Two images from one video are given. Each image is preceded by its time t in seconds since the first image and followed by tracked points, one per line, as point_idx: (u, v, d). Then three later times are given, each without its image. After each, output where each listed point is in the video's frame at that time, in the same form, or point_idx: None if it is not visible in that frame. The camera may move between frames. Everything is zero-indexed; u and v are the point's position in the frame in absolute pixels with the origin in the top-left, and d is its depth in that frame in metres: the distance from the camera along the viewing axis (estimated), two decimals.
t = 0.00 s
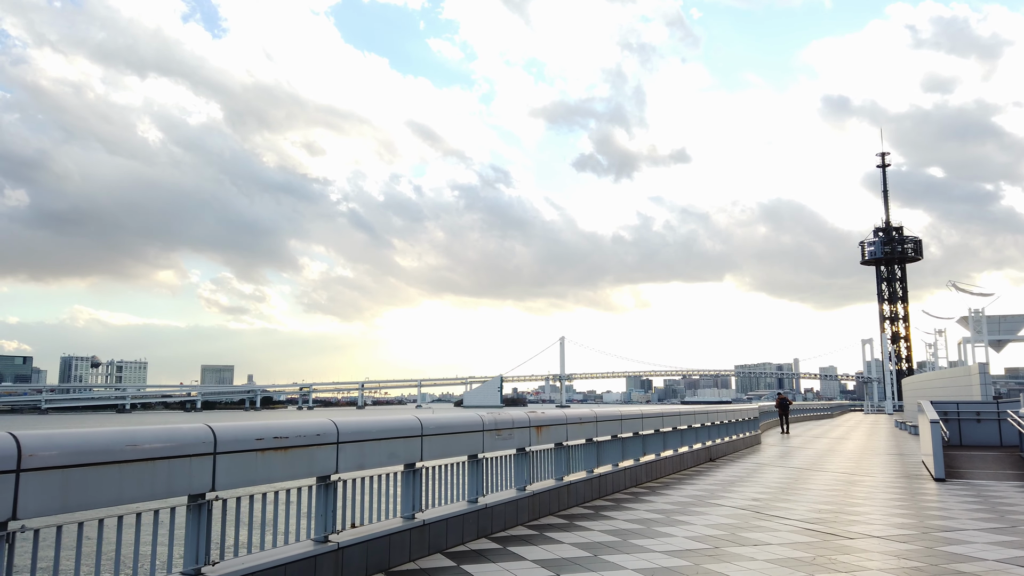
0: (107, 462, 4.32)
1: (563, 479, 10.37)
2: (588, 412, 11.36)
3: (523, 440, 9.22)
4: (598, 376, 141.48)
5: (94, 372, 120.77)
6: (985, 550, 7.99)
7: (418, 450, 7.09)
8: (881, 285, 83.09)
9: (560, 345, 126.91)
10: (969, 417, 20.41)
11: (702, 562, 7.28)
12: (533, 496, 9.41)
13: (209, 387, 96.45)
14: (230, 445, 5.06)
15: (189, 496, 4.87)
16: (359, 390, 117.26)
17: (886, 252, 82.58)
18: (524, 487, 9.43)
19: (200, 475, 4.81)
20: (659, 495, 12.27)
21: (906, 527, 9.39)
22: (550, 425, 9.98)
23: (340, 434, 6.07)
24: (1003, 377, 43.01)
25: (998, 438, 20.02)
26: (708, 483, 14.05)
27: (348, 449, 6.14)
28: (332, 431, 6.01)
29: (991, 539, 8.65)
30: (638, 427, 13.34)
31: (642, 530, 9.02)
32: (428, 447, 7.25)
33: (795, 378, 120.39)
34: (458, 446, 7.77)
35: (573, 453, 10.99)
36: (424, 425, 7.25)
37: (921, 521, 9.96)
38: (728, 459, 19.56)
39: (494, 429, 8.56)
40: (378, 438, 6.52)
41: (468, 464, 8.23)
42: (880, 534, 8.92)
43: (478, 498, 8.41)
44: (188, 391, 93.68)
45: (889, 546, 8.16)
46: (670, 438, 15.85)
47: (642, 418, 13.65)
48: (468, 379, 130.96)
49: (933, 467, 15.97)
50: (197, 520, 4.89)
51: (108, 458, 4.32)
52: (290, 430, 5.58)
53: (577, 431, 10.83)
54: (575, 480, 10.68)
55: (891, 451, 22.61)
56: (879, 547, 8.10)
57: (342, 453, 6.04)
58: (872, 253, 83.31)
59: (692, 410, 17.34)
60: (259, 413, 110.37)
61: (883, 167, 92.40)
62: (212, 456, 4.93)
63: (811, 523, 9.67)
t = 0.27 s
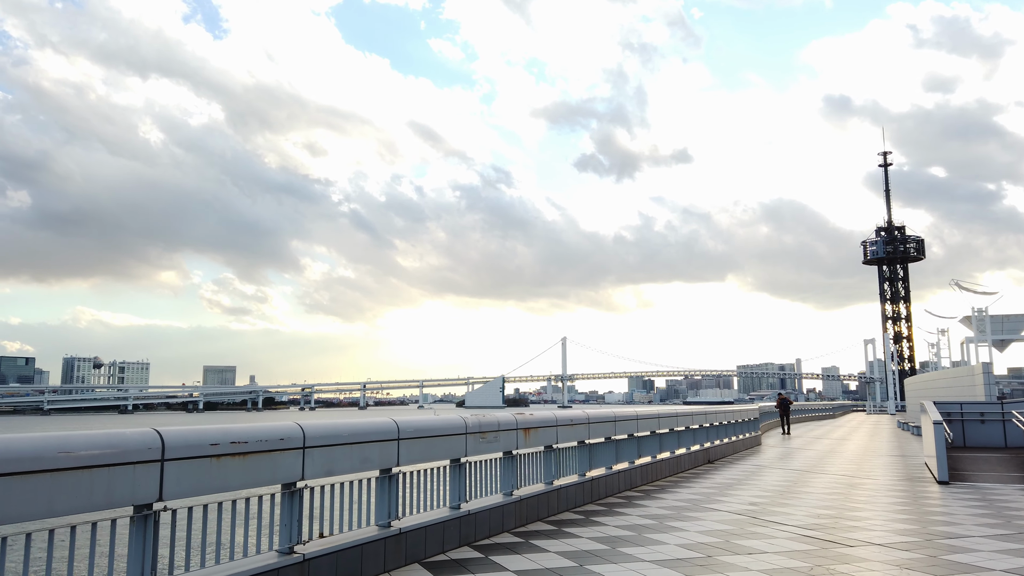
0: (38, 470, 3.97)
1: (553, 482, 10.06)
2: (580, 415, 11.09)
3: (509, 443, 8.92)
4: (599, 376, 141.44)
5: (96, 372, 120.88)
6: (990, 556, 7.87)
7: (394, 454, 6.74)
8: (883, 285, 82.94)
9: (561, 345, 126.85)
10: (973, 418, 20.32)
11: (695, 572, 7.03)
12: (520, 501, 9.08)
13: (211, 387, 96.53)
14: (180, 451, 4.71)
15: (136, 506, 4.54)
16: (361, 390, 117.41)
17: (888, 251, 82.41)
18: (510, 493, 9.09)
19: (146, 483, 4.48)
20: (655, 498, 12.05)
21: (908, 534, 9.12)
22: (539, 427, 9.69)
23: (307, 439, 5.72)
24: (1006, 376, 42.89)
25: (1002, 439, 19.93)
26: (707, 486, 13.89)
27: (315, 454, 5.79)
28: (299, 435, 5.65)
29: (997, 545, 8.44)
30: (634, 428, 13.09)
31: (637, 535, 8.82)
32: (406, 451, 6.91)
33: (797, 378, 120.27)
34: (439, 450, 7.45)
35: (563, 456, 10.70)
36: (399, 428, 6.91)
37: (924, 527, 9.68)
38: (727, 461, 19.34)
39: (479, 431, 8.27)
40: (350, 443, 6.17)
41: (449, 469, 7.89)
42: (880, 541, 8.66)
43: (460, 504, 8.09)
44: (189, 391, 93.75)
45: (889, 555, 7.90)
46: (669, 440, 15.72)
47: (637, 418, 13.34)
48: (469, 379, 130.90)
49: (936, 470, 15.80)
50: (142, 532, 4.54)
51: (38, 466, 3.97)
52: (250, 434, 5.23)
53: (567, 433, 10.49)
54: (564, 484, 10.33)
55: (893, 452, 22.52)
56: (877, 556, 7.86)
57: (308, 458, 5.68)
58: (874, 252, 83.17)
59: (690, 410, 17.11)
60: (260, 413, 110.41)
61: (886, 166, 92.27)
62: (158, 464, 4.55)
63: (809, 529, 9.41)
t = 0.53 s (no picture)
0: None
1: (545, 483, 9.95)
2: (575, 413, 10.99)
3: (499, 442, 8.78)
4: (604, 377, 141.34)
5: (103, 373, 121.40)
6: (994, 559, 7.83)
7: (372, 454, 6.56)
8: (890, 284, 82.64)
9: (566, 346, 126.86)
10: (981, 418, 20.22)
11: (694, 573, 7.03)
12: (510, 502, 9.02)
13: (217, 388, 96.83)
14: (131, 449, 4.49)
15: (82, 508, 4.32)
16: (366, 390, 117.61)
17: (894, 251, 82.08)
18: (500, 494, 9.02)
19: (93, 484, 4.26)
20: (654, 499, 11.99)
21: (914, 537, 9.08)
22: (531, 426, 9.57)
23: (275, 438, 5.50)
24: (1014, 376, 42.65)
25: (1012, 439, 19.82)
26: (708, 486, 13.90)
27: (284, 453, 5.58)
28: (265, 433, 5.42)
29: (1003, 549, 8.39)
30: (631, 427, 12.97)
31: (632, 537, 8.76)
32: (385, 451, 6.73)
33: (803, 378, 119.96)
34: (421, 449, 7.27)
35: (556, 456, 10.60)
36: (380, 427, 6.74)
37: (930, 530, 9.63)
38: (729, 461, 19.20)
39: (465, 430, 8.12)
40: (322, 441, 5.95)
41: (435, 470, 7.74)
42: (885, 545, 8.61)
43: (446, 505, 7.93)
44: (195, 392, 94.07)
45: (895, 559, 7.85)
46: (669, 439, 15.66)
47: (635, 417, 13.23)
48: (474, 379, 130.91)
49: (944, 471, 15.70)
50: (86, 533, 4.36)
51: None
52: (211, 432, 5.01)
53: (561, 432, 10.39)
54: (557, 486, 10.27)
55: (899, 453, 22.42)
56: (884, 560, 7.79)
57: (275, 458, 5.48)
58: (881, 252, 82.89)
59: (691, 409, 16.99)
60: (266, 414, 110.71)
61: (892, 165, 92.04)
62: (105, 463, 4.34)
63: (812, 532, 9.36)
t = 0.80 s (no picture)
0: None
1: (535, 488, 9.81)
2: (566, 416, 10.78)
3: (483, 446, 8.51)
4: (607, 377, 141.34)
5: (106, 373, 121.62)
6: (997, 568, 7.80)
7: (341, 461, 6.19)
8: (893, 284, 82.50)
9: (569, 346, 126.87)
10: (986, 419, 20.17)
11: None
12: (495, 508, 8.80)
13: (220, 388, 96.97)
14: (59, 458, 4.16)
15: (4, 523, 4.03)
16: (369, 390, 117.73)
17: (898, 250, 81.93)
18: (483, 500, 8.74)
19: (12, 495, 3.94)
20: (653, 503, 11.99)
21: (919, 546, 8.99)
22: (517, 429, 9.28)
23: (228, 443, 5.14)
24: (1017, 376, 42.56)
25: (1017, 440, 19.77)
26: (708, 490, 13.90)
27: (239, 460, 5.22)
28: (219, 439, 5.09)
29: (1005, 556, 8.37)
30: (626, 430, 12.82)
31: (630, 544, 8.71)
32: (355, 457, 6.36)
33: (806, 378, 119.83)
34: (400, 455, 6.93)
35: (544, 460, 10.37)
36: (350, 432, 6.37)
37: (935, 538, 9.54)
38: (729, 464, 19.07)
39: (448, 434, 7.79)
40: (284, 447, 5.60)
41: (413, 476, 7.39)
42: (889, 554, 8.54)
43: (424, 513, 7.57)
44: (198, 392, 94.20)
45: (895, 568, 7.84)
46: (666, 442, 15.50)
47: (630, 420, 13.05)
48: (476, 380, 130.91)
49: (950, 475, 15.62)
50: (9, 550, 4.08)
51: None
52: (155, 438, 4.68)
53: (549, 435, 10.10)
54: (546, 492, 10.11)
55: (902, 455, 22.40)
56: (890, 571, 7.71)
57: (228, 465, 5.12)
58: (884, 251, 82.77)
59: (690, 411, 16.83)
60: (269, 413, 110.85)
61: (896, 164, 91.86)
62: (29, 472, 4.02)
63: (815, 541, 9.27)
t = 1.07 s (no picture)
0: None
1: (520, 490, 9.25)
2: (555, 415, 10.18)
3: (464, 447, 8.04)
4: (608, 376, 141.37)
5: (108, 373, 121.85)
6: (1002, 563, 7.76)
7: (304, 465, 5.82)
8: (895, 283, 82.43)
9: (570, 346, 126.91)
10: (989, 419, 20.14)
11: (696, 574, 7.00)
12: (478, 512, 8.27)
13: (221, 388, 97.14)
14: None
15: None
16: (370, 390, 117.88)
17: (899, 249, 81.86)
18: (464, 504, 8.24)
19: None
20: (655, 501, 11.95)
21: (921, 540, 8.99)
22: (502, 430, 8.80)
23: (177, 444, 4.80)
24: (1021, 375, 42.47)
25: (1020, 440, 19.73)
26: (710, 489, 13.87)
27: (189, 463, 4.88)
28: (167, 441, 4.75)
29: (1010, 553, 8.33)
30: (619, 430, 12.17)
31: (633, 539, 8.68)
32: (322, 459, 6.00)
33: (807, 378, 119.75)
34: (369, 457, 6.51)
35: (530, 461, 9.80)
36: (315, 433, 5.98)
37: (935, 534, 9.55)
38: (726, 464, 18.97)
39: (424, 434, 7.34)
40: (240, 450, 5.24)
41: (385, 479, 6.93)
42: (891, 548, 8.51)
43: (400, 517, 7.15)
44: (199, 392, 94.37)
45: (899, 561, 7.82)
46: (662, 441, 14.89)
47: (624, 419, 12.40)
48: (477, 379, 130.95)
49: (953, 475, 15.60)
50: None
51: None
52: (91, 440, 4.35)
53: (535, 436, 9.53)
54: (533, 494, 9.43)
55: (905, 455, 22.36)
56: (892, 563, 7.70)
57: (176, 469, 4.78)
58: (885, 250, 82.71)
59: (688, 411, 16.72)
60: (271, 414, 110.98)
61: (897, 163, 91.80)
62: None
63: (813, 534, 9.25)
